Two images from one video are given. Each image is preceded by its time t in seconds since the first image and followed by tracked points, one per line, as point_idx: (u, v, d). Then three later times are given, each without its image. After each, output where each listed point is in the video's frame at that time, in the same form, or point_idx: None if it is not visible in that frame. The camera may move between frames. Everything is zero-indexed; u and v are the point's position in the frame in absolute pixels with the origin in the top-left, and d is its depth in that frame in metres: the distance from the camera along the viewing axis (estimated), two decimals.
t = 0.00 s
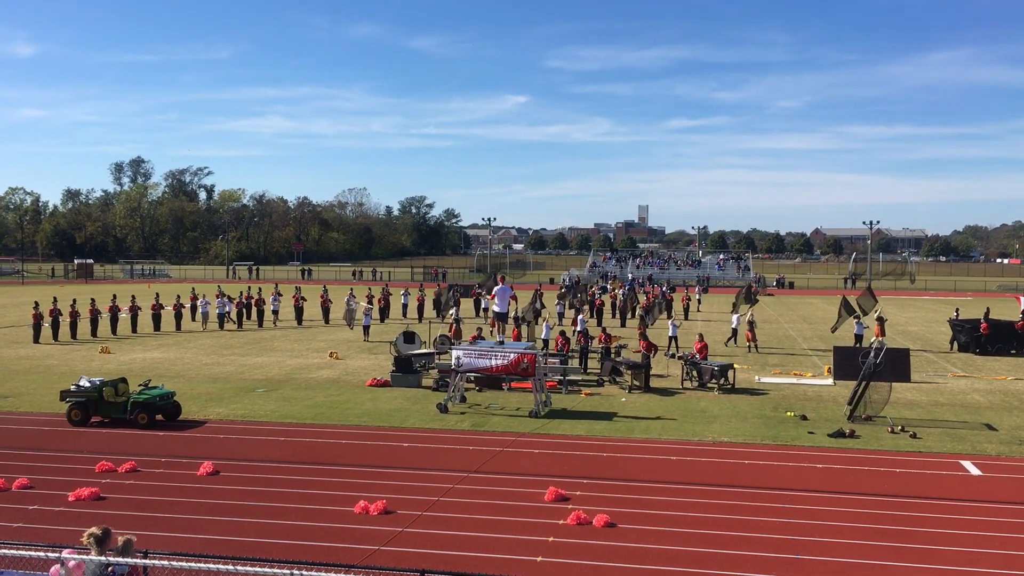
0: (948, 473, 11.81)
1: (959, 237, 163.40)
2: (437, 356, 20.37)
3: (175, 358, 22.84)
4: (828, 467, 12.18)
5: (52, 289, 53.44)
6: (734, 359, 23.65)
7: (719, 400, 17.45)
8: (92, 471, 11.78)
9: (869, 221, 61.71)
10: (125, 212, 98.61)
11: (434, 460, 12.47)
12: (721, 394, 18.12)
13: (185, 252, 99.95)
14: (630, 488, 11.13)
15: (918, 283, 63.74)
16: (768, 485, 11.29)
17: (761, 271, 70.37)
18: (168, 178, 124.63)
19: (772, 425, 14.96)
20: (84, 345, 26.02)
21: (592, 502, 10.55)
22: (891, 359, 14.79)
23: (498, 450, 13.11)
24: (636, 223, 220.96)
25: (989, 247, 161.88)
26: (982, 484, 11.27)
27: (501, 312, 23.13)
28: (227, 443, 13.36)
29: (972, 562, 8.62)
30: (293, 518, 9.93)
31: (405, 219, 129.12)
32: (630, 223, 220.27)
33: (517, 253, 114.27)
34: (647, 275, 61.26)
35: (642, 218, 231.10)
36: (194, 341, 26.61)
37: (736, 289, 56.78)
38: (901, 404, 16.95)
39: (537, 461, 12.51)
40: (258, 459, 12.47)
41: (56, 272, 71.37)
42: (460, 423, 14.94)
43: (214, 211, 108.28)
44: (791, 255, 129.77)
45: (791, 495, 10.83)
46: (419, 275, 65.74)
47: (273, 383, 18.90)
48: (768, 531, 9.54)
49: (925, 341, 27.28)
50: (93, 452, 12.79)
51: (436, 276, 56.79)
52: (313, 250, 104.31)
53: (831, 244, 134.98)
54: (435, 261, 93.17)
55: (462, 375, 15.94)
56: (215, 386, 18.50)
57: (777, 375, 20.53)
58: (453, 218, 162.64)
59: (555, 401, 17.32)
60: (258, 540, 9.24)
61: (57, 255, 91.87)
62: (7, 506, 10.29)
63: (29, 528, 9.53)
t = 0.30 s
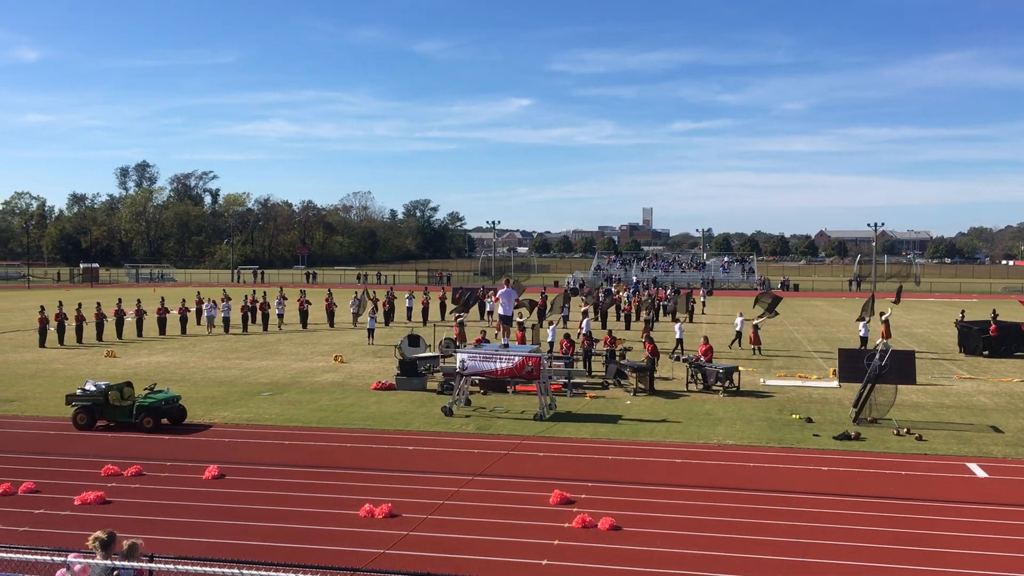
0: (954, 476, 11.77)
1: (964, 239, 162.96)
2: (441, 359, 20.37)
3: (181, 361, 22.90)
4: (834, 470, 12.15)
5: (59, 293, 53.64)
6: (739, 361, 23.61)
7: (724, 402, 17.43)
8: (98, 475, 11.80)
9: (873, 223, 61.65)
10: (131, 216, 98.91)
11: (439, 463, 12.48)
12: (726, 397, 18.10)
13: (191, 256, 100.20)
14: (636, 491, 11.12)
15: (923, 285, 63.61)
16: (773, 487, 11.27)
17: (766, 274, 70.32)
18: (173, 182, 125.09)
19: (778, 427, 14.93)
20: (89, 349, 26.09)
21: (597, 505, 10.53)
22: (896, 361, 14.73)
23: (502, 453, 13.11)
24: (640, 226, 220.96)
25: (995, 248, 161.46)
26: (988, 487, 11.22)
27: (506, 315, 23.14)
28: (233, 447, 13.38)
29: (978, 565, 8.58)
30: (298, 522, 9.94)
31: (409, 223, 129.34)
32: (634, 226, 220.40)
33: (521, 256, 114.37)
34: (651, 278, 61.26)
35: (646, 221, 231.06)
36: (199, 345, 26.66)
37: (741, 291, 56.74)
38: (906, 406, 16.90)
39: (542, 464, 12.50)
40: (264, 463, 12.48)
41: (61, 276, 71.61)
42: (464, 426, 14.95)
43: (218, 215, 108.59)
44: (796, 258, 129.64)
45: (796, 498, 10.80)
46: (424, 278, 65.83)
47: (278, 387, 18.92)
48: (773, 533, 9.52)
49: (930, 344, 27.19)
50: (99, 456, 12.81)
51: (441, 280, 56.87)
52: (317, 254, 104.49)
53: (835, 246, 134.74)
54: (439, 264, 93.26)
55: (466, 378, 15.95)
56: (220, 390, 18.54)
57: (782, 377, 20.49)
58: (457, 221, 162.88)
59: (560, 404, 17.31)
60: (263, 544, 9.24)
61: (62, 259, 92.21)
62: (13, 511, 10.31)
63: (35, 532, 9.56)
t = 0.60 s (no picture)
0: (967, 481, 11.66)
1: (976, 243, 162.11)
2: (450, 364, 20.34)
3: (190, 367, 22.95)
4: (845, 475, 12.05)
5: (69, 299, 53.93)
6: (748, 366, 23.50)
7: (734, 407, 17.33)
8: (108, 481, 11.82)
9: (883, 228, 61.34)
10: (141, 223, 99.27)
11: (448, 468, 12.46)
12: (736, 402, 18.01)
13: (200, 262, 100.57)
14: (645, 496, 11.06)
15: (934, 289, 63.26)
16: (782, 493, 11.20)
17: (776, 279, 70.08)
18: (183, 188, 125.72)
19: (788, 433, 14.83)
20: (100, 355, 26.19)
21: (607, 511, 10.48)
22: (908, 366, 14.62)
23: (512, 458, 13.07)
24: (649, 230, 220.79)
25: (1006, 252, 160.58)
26: (1001, 492, 11.12)
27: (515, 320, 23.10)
28: (242, 452, 13.39)
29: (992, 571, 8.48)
30: (308, 527, 9.93)
31: (418, 228, 129.55)
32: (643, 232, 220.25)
33: (530, 261, 114.38)
34: (660, 283, 61.13)
35: (654, 225, 230.79)
36: (209, 351, 26.73)
37: (751, 296, 56.53)
38: (918, 411, 16.77)
39: (551, 469, 12.46)
40: (273, 468, 12.49)
41: (72, 282, 71.95)
42: (473, 432, 14.92)
43: (228, 221, 109.02)
44: (805, 263, 129.18)
45: (807, 504, 10.72)
46: (433, 284, 65.85)
47: (287, 393, 18.92)
48: (785, 539, 9.44)
49: (941, 348, 27.01)
50: (110, 462, 12.84)
51: (449, 285, 56.89)
52: (326, 259, 104.69)
53: (845, 250, 134.20)
54: (448, 270, 93.31)
55: (476, 383, 15.93)
56: (230, 395, 18.56)
57: (792, 382, 20.37)
58: (466, 226, 163.03)
59: (569, 409, 17.26)
60: (273, 549, 9.23)
61: (73, 265, 92.82)
62: (24, 516, 10.33)
63: (46, 538, 9.57)
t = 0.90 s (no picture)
0: (978, 487, 11.57)
1: (986, 247, 161.31)
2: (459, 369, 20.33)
3: (200, 372, 23.00)
4: (856, 480, 11.98)
5: (80, 303, 54.23)
6: (758, 371, 23.40)
7: (744, 412, 17.26)
8: (119, 485, 11.86)
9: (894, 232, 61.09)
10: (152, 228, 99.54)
11: (457, 473, 12.45)
12: (745, 407, 17.93)
13: (210, 267, 101.00)
14: (654, 502, 11.01)
15: (944, 293, 62.96)
16: (793, 498, 11.13)
17: (785, 283, 69.88)
18: (193, 193, 126.38)
19: (798, 438, 14.74)
20: (110, 359, 26.30)
21: (616, 516, 10.45)
22: (918, 371, 14.53)
23: (521, 463, 13.05)
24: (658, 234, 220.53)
25: (1017, 256, 159.54)
26: (1013, 498, 11.03)
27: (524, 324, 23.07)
28: (252, 457, 13.41)
29: None
30: (317, 531, 9.94)
31: (427, 232, 129.78)
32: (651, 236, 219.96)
33: (538, 265, 114.45)
34: (669, 287, 61.03)
35: (662, 230, 230.51)
36: (218, 355, 26.80)
37: (760, 301, 56.37)
38: (928, 416, 16.66)
39: (560, 473, 12.44)
40: (282, 473, 12.50)
41: (84, 287, 72.42)
42: (482, 436, 14.91)
43: (238, 226, 109.46)
44: (814, 267, 128.69)
45: (817, 509, 10.66)
46: (441, 288, 65.89)
47: (296, 397, 18.96)
48: (794, 545, 9.39)
49: (952, 353, 26.82)
50: (120, 466, 12.88)
51: (458, 289, 56.90)
52: (335, 263, 104.97)
53: (855, 254, 133.58)
54: (457, 274, 93.38)
55: (484, 388, 15.91)
56: (239, 400, 18.61)
57: (801, 387, 20.27)
58: (474, 230, 163.24)
59: (577, 413, 17.22)
60: (282, 554, 9.23)
61: (84, 269, 93.83)
62: (35, 521, 10.38)
63: (57, 542, 9.60)
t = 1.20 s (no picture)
0: (980, 488, 11.54)
1: (989, 248, 161.07)
2: (461, 369, 20.32)
3: (202, 373, 23.03)
4: (857, 482, 11.95)
5: (82, 305, 54.34)
6: (759, 373, 23.38)
7: (746, 414, 17.24)
8: (120, 486, 11.87)
9: (895, 234, 61.03)
10: (153, 229, 99.66)
11: (459, 474, 12.44)
12: (747, 408, 17.90)
13: (212, 268, 101.20)
14: (656, 503, 11.00)
15: (946, 295, 62.92)
16: (795, 500, 11.10)
17: (787, 285, 69.86)
18: (195, 195, 126.62)
19: (800, 439, 14.72)
20: (112, 360, 26.31)
21: (618, 517, 10.43)
22: (920, 373, 14.50)
23: (522, 464, 13.04)
24: (659, 236, 220.63)
25: (1020, 258, 159.20)
26: (1016, 500, 11.00)
27: (525, 326, 23.05)
28: (254, 458, 13.43)
29: None
30: (318, 532, 9.93)
31: (429, 234, 129.93)
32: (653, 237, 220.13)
33: (539, 267, 114.50)
34: (671, 289, 61.01)
35: (664, 231, 230.55)
36: (220, 357, 26.80)
37: (762, 302, 56.29)
38: (930, 418, 16.62)
39: (562, 475, 12.42)
40: (284, 474, 12.51)
41: (85, 288, 72.53)
42: (484, 438, 14.90)
43: (239, 227, 109.57)
44: (816, 268, 128.61)
45: (819, 511, 10.64)
46: (443, 289, 65.91)
47: (298, 398, 18.97)
48: (795, 546, 9.38)
49: (955, 355, 26.75)
50: (122, 467, 12.89)
51: (459, 290, 56.93)
52: (336, 264, 105.04)
53: (858, 256, 133.37)
54: (458, 275, 93.42)
55: (486, 389, 15.90)
56: (241, 401, 18.63)
57: (803, 389, 20.24)
58: (476, 231, 163.33)
59: (579, 415, 17.19)
60: (283, 555, 9.22)
61: (85, 269, 94.79)
62: (36, 521, 10.38)
63: (58, 543, 9.61)
